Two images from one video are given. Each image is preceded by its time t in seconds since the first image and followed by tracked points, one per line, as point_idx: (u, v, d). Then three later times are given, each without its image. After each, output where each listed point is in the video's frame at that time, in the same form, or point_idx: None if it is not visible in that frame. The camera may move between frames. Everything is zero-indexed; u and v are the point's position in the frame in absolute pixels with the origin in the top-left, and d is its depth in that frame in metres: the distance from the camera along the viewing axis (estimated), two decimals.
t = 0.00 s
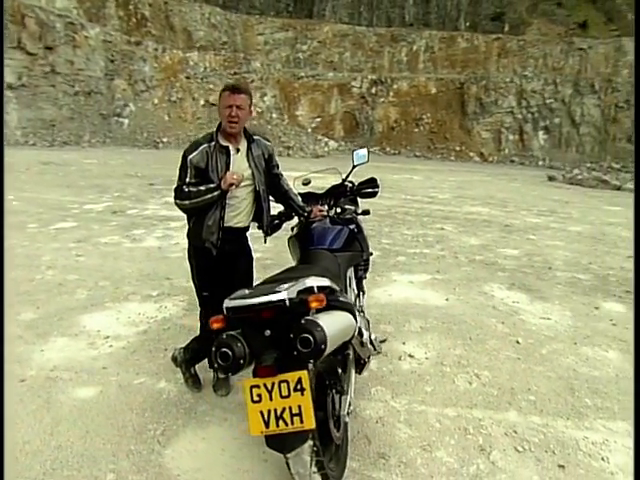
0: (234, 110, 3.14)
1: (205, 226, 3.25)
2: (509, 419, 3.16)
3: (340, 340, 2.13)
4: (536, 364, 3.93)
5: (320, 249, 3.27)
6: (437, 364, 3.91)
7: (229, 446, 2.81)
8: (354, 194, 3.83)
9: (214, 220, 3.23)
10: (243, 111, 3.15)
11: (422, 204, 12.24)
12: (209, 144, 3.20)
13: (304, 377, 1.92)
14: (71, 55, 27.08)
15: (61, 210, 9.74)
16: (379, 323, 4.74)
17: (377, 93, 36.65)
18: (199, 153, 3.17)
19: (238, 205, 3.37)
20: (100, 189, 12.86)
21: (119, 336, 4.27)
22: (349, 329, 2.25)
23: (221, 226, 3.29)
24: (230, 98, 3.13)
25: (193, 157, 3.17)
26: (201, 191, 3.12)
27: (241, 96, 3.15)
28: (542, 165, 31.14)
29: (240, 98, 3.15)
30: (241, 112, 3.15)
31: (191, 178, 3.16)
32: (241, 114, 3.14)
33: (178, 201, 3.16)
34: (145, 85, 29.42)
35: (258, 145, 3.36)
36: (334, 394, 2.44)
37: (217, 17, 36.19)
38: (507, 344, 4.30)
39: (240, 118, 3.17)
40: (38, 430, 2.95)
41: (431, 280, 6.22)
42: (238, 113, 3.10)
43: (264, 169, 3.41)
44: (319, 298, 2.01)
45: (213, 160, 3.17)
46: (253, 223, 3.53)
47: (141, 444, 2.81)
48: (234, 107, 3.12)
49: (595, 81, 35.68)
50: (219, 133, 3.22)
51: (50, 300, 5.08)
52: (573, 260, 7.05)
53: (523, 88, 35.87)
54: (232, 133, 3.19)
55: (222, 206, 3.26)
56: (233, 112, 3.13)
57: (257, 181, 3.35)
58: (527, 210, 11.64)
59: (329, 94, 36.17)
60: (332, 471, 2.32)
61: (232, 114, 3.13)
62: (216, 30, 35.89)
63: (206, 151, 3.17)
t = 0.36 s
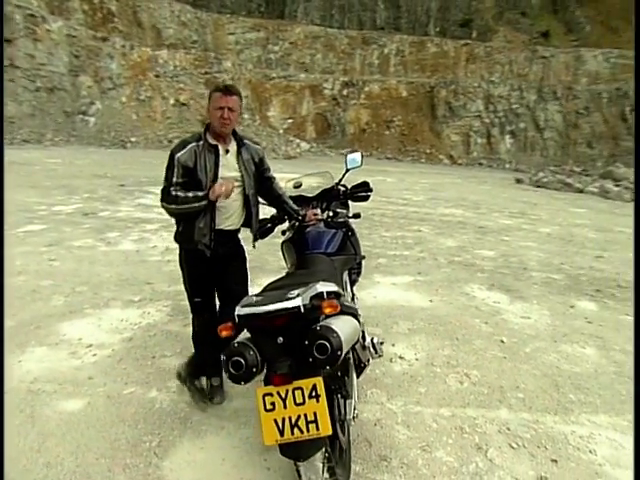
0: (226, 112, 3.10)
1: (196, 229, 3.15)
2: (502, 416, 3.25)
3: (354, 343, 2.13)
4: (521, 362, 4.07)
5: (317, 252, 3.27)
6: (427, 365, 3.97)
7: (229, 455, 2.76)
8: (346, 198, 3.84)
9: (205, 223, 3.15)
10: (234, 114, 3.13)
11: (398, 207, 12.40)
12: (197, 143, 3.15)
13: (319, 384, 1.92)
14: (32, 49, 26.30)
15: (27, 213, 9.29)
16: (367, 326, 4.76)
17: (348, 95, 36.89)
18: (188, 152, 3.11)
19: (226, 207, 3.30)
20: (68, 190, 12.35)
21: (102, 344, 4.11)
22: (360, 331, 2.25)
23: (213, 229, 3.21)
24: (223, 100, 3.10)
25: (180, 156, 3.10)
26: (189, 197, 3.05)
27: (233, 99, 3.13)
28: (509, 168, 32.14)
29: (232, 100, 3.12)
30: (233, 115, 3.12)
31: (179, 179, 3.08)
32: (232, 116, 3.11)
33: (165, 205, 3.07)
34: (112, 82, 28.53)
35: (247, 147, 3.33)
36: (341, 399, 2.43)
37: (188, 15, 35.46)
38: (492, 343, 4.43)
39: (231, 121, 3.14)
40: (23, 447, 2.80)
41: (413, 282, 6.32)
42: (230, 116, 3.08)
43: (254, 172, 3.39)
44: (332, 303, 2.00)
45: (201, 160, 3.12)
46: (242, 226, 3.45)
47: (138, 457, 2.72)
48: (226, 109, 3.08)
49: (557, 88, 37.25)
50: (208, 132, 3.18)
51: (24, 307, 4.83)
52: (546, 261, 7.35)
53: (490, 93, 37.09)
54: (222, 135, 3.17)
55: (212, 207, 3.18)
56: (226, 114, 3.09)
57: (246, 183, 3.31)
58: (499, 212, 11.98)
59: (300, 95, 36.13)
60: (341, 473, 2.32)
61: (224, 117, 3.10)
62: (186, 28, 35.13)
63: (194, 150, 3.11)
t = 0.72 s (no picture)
0: (221, 124, 3.08)
1: (187, 233, 3.08)
2: (493, 409, 3.35)
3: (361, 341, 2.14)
4: (506, 356, 4.20)
5: (312, 253, 3.27)
6: (418, 361, 4.04)
7: (229, 460, 2.73)
8: (339, 197, 3.81)
9: (195, 227, 3.08)
10: (227, 125, 3.11)
11: (376, 206, 12.49)
12: (184, 146, 3.08)
13: (330, 385, 1.92)
14: None
15: None
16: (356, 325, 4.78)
17: (321, 95, 36.93)
18: (176, 156, 3.04)
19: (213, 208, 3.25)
20: (35, 191, 11.86)
21: (86, 352, 3.96)
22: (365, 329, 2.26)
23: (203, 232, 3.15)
24: (221, 113, 3.06)
25: (168, 160, 3.03)
26: (175, 197, 2.99)
27: (229, 111, 3.09)
28: (478, 167, 32.97)
29: (229, 112, 3.10)
30: (227, 127, 3.11)
31: (166, 181, 3.02)
32: (225, 128, 3.10)
33: (153, 209, 3.00)
34: (77, 80, 27.57)
35: (231, 148, 3.36)
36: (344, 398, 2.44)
37: (156, 11, 34.60)
38: (478, 338, 4.55)
39: (223, 131, 3.12)
40: (9, 463, 2.68)
41: (396, 280, 6.40)
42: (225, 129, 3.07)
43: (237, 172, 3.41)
44: (342, 304, 1.99)
45: (190, 164, 3.06)
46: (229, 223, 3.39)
47: (135, 468, 2.65)
48: (222, 122, 3.06)
49: (523, 90, 38.49)
50: (198, 137, 3.11)
51: None
52: (522, 257, 7.60)
53: (460, 93, 37.95)
54: (212, 141, 3.12)
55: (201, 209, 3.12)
56: (220, 125, 3.07)
57: (231, 184, 3.30)
58: (473, 210, 12.28)
59: (273, 94, 35.91)
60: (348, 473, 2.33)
61: (219, 127, 3.07)
62: (155, 25, 34.22)
63: (182, 153, 3.05)
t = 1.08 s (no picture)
0: (227, 119, 3.09)
1: (195, 226, 3.08)
2: (494, 400, 3.45)
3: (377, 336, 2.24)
4: (503, 349, 4.33)
5: (318, 251, 3.29)
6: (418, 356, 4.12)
7: (243, 458, 2.75)
8: (341, 197, 3.85)
9: (203, 220, 3.08)
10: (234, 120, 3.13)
11: (363, 203, 12.55)
12: (188, 140, 3.09)
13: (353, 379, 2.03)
14: None
15: None
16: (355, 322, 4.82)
17: (303, 92, 36.78)
18: (181, 150, 3.04)
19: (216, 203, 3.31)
20: (15, 191, 11.55)
21: (86, 355, 3.90)
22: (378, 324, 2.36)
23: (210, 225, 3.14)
24: (227, 108, 3.08)
25: (174, 152, 3.03)
26: (183, 190, 2.99)
27: (235, 106, 3.11)
28: (460, 164, 33.41)
29: (235, 107, 3.12)
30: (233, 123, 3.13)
31: (172, 175, 3.02)
32: (231, 123, 3.11)
33: (159, 203, 2.99)
34: (53, 76, 26.93)
35: (233, 145, 3.38)
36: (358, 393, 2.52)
37: (134, 6, 33.97)
38: (474, 332, 4.67)
39: (229, 127, 3.14)
40: (18, 471, 2.64)
41: (390, 277, 6.47)
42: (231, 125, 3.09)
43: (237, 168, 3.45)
44: (362, 301, 2.08)
45: (195, 159, 3.09)
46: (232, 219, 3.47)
47: (149, 470, 2.64)
48: (228, 117, 3.08)
49: (503, 87, 39.16)
50: (203, 132, 3.12)
51: None
52: (510, 253, 7.79)
53: (441, 91, 38.41)
54: (217, 137, 3.14)
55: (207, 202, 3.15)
56: (227, 120, 3.09)
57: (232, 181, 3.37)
58: (459, 207, 12.47)
59: (255, 91, 35.62)
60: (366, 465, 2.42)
61: (225, 123, 3.09)
62: (133, 20, 33.60)
63: (187, 147, 3.06)
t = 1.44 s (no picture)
0: (228, 115, 3.13)
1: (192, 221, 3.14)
2: (499, 394, 3.55)
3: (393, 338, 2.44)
4: (502, 344, 4.44)
5: (328, 251, 3.34)
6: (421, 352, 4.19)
7: (258, 457, 2.77)
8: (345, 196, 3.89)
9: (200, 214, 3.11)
10: (235, 117, 3.16)
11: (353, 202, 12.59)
12: (188, 133, 3.14)
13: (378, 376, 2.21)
14: None
15: None
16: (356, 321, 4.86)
17: (287, 91, 36.60)
18: (181, 142, 3.11)
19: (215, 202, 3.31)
20: None
21: (89, 359, 3.85)
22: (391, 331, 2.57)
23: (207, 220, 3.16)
24: (228, 104, 3.11)
25: (174, 144, 3.11)
26: (185, 199, 3.05)
27: (236, 103, 3.15)
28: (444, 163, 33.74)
29: (236, 104, 3.15)
30: (234, 118, 3.16)
31: (173, 168, 3.10)
32: (233, 119, 3.14)
33: (160, 196, 3.09)
34: (30, 74, 26.53)
35: (233, 143, 3.33)
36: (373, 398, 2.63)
37: (114, 3, 33.49)
38: (473, 329, 4.77)
39: (230, 122, 3.17)
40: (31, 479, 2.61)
41: (386, 275, 6.54)
42: (232, 120, 3.12)
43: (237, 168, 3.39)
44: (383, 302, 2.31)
45: (194, 152, 3.14)
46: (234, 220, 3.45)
47: (166, 474, 2.64)
48: (229, 112, 3.11)
49: (486, 87, 39.72)
50: (203, 126, 3.15)
51: None
52: (500, 250, 7.95)
53: (424, 90, 38.81)
54: (216, 131, 3.16)
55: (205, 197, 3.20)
56: (229, 116, 3.12)
57: (232, 180, 3.29)
58: (447, 206, 12.62)
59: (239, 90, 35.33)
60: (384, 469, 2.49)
61: (226, 118, 3.12)
62: (113, 18, 33.16)
63: (187, 140, 3.12)
